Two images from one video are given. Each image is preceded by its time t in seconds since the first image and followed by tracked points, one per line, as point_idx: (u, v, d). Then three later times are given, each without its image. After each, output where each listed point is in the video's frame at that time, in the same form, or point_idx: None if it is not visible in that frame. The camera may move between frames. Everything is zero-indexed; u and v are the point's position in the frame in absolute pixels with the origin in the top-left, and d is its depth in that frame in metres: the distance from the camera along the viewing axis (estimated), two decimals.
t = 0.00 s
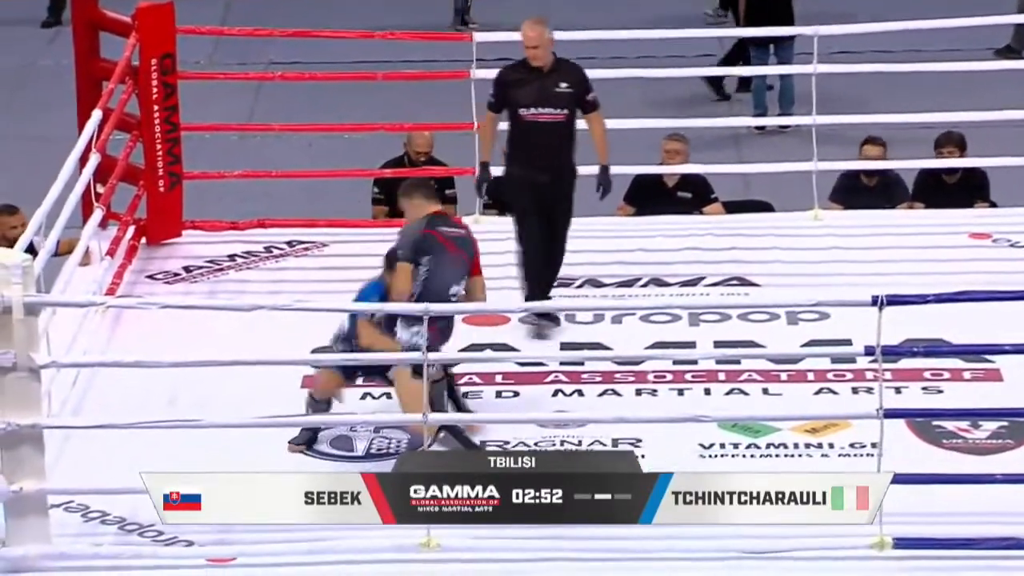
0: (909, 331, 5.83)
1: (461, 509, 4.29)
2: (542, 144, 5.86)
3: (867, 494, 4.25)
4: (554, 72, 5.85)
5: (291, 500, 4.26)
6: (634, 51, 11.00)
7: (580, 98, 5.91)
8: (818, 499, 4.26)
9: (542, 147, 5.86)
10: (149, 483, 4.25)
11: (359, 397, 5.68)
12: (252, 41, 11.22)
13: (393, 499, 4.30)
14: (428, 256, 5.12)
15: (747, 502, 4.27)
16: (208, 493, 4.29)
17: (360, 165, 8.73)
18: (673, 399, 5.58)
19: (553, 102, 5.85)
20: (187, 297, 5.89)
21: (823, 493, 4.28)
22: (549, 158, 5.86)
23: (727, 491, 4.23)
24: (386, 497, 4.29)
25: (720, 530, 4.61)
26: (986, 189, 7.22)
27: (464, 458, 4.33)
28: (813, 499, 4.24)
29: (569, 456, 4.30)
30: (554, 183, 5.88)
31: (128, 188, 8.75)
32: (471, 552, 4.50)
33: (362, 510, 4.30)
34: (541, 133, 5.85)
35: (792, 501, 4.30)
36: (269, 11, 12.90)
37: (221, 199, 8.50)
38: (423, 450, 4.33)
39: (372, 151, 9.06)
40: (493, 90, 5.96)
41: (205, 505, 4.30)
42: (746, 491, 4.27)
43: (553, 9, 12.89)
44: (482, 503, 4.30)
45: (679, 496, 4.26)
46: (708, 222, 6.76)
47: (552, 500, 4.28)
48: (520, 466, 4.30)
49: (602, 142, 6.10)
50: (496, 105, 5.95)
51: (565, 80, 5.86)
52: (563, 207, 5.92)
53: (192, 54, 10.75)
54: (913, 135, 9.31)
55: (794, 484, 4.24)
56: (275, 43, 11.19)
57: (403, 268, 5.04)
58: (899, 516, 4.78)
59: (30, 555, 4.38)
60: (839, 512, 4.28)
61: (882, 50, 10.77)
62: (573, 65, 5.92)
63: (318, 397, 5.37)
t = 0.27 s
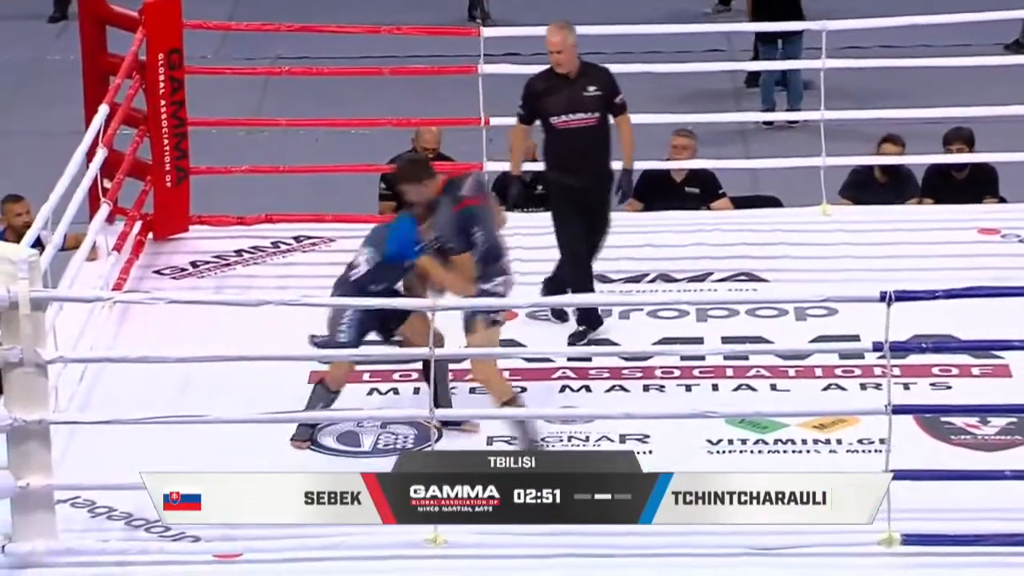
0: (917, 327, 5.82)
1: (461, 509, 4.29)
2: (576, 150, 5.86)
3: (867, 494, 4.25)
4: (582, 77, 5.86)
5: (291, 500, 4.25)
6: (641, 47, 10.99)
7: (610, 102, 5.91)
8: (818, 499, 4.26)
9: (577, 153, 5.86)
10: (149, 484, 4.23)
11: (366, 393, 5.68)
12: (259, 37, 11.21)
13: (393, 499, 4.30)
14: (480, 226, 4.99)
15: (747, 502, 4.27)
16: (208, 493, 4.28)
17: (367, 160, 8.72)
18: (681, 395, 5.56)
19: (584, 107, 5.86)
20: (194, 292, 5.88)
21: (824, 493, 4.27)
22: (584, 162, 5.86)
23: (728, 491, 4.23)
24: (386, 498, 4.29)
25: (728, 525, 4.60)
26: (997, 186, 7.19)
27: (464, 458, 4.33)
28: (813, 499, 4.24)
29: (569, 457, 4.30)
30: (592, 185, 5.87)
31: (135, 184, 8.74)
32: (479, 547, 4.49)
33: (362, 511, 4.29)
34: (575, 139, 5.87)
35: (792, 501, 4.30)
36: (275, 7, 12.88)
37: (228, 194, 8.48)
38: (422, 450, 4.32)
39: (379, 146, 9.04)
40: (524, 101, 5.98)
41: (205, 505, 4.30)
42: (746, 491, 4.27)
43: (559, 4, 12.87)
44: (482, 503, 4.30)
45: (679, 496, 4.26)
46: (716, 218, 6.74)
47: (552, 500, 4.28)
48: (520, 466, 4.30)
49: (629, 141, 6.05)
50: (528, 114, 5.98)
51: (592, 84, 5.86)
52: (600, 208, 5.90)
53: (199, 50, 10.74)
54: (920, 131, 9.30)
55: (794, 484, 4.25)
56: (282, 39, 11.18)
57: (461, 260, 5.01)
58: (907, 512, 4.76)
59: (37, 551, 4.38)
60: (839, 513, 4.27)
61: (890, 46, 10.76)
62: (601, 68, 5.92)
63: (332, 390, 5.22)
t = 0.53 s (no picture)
0: (924, 327, 5.80)
1: (461, 510, 4.27)
2: (606, 148, 5.84)
3: (867, 494, 4.23)
4: (612, 74, 5.82)
5: (291, 500, 4.24)
6: (648, 45, 10.96)
7: (640, 98, 5.88)
8: (818, 499, 4.24)
9: (607, 150, 5.83)
10: (149, 484, 4.22)
11: (371, 392, 5.66)
12: (264, 34, 11.19)
13: (393, 499, 4.28)
14: (549, 234, 4.89)
15: (746, 502, 4.25)
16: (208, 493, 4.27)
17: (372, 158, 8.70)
18: (687, 395, 5.55)
19: (612, 104, 5.83)
20: (199, 291, 5.87)
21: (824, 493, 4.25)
22: (615, 161, 5.84)
23: (728, 491, 4.21)
24: (386, 498, 4.27)
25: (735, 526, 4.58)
26: (1002, 184, 7.19)
27: (465, 457, 4.30)
28: (814, 499, 4.22)
29: (570, 456, 4.28)
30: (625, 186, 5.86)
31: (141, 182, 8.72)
32: (485, 548, 4.47)
33: (362, 511, 4.28)
34: (606, 137, 5.84)
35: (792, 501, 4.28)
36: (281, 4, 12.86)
37: (234, 193, 8.47)
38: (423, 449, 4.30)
39: (384, 144, 9.03)
40: (551, 96, 5.95)
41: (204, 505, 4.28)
42: (746, 491, 4.25)
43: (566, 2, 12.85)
44: (482, 503, 4.28)
45: (679, 496, 4.24)
46: (722, 217, 6.72)
47: (552, 499, 4.27)
48: (520, 466, 4.28)
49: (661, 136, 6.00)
50: (555, 110, 5.94)
51: (623, 81, 5.83)
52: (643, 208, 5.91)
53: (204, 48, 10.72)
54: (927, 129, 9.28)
55: (794, 484, 4.22)
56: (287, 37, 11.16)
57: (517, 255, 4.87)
58: (913, 512, 4.74)
59: (40, 550, 4.37)
60: (840, 513, 4.25)
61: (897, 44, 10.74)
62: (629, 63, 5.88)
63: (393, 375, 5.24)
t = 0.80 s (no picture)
0: (923, 330, 5.79)
1: (461, 509, 4.25)
2: (643, 153, 5.84)
3: (868, 494, 4.22)
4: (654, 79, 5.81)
5: (291, 500, 4.23)
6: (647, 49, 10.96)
7: (682, 105, 5.85)
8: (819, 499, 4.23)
9: (646, 156, 5.84)
10: (150, 484, 4.21)
11: (370, 396, 5.65)
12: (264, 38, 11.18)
13: (393, 499, 4.26)
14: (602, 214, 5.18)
15: (747, 502, 4.24)
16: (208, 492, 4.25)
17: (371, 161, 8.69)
18: (686, 398, 5.54)
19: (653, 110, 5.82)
20: (197, 294, 5.86)
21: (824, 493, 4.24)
22: (650, 166, 5.84)
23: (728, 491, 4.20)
24: (386, 497, 4.25)
25: (735, 529, 4.57)
26: (1003, 186, 7.17)
27: (464, 457, 4.28)
28: (814, 499, 4.21)
29: (570, 455, 4.26)
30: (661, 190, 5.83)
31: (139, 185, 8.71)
32: (485, 551, 4.46)
33: (362, 511, 4.26)
34: (643, 141, 5.84)
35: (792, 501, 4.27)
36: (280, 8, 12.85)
37: (234, 196, 8.46)
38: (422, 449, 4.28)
39: (383, 148, 9.02)
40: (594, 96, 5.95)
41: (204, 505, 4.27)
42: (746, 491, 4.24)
43: (565, 4, 12.84)
44: (482, 503, 4.26)
45: (679, 496, 4.23)
46: (722, 220, 6.71)
47: (551, 499, 4.25)
48: (520, 466, 4.25)
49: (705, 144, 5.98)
50: (597, 111, 5.95)
51: (665, 87, 5.81)
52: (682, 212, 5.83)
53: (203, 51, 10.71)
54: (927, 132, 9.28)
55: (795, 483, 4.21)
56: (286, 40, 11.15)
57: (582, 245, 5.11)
58: (912, 516, 4.73)
59: (39, 554, 4.35)
60: (840, 513, 4.24)
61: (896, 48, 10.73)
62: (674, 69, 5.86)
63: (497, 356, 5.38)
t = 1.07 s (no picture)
0: (908, 332, 5.79)
1: (461, 510, 4.24)
2: (671, 154, 5.90)
3: (867, 493, 4.23)
4: (685, 86, 5.82)
5: (291, 501, 4.22)
6: (632, 51, 10.96)
7: (714, 113, 5.85)
8: (818, 499, 4.22)
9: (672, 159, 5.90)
10: (152, 484, 4.21)
11: (356, 398, 5.64)
12: (247, 41, 11.17)
13: (393, 499, 4.25)
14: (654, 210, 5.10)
15: (747, 502, 4.23)
16: (210, 492, 4.25)
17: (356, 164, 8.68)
18: (671, 401, 5.54)
19: (682, 115, 5.85)
20: (182, 298, 5.85)
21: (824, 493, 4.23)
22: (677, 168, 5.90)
23: (728, 492, 4.19)
24: (387, 497, 4.24)
25: (721, 531, 4.57)
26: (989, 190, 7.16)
27: (464, 457, 4.27)
28: (813, 499, 4.21)
29: (570, 455, 4.24)
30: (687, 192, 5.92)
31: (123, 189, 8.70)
32: (472, 554, 4.46)
33: (363, 511, 4.25)
34: (670, 144, 5.90)
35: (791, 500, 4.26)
36: (262, 11, 12.84)
37: (218, 199, 8.45)
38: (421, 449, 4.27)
39: (368, 150, 9.01)
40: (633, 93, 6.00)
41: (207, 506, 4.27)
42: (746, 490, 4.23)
43: (550, 7, 12.85)
44: (482, 503, 4.24)
45: (678, 495, 4.22)
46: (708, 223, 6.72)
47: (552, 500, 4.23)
48: (520, 466, 4.23)
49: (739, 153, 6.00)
50: (635, 108, 5.99)
51: (694, 95, 5.82)
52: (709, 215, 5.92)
53: (186, 55, 10.69)
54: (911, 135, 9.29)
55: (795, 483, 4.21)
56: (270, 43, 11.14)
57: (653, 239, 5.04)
58: (897, 518, 4.72)
59: (23, 558, 4.32)
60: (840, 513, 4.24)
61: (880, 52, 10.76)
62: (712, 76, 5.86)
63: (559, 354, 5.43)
